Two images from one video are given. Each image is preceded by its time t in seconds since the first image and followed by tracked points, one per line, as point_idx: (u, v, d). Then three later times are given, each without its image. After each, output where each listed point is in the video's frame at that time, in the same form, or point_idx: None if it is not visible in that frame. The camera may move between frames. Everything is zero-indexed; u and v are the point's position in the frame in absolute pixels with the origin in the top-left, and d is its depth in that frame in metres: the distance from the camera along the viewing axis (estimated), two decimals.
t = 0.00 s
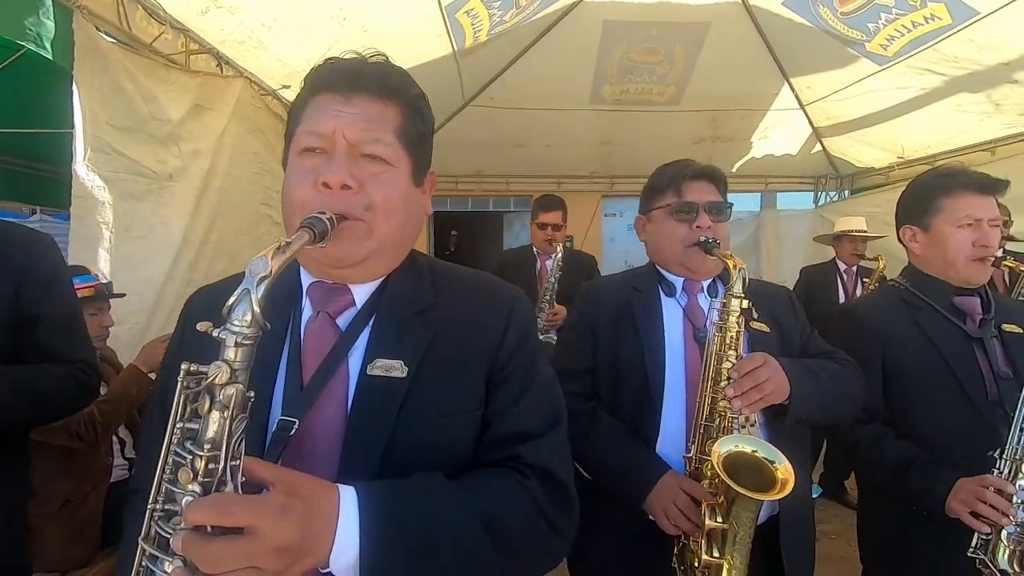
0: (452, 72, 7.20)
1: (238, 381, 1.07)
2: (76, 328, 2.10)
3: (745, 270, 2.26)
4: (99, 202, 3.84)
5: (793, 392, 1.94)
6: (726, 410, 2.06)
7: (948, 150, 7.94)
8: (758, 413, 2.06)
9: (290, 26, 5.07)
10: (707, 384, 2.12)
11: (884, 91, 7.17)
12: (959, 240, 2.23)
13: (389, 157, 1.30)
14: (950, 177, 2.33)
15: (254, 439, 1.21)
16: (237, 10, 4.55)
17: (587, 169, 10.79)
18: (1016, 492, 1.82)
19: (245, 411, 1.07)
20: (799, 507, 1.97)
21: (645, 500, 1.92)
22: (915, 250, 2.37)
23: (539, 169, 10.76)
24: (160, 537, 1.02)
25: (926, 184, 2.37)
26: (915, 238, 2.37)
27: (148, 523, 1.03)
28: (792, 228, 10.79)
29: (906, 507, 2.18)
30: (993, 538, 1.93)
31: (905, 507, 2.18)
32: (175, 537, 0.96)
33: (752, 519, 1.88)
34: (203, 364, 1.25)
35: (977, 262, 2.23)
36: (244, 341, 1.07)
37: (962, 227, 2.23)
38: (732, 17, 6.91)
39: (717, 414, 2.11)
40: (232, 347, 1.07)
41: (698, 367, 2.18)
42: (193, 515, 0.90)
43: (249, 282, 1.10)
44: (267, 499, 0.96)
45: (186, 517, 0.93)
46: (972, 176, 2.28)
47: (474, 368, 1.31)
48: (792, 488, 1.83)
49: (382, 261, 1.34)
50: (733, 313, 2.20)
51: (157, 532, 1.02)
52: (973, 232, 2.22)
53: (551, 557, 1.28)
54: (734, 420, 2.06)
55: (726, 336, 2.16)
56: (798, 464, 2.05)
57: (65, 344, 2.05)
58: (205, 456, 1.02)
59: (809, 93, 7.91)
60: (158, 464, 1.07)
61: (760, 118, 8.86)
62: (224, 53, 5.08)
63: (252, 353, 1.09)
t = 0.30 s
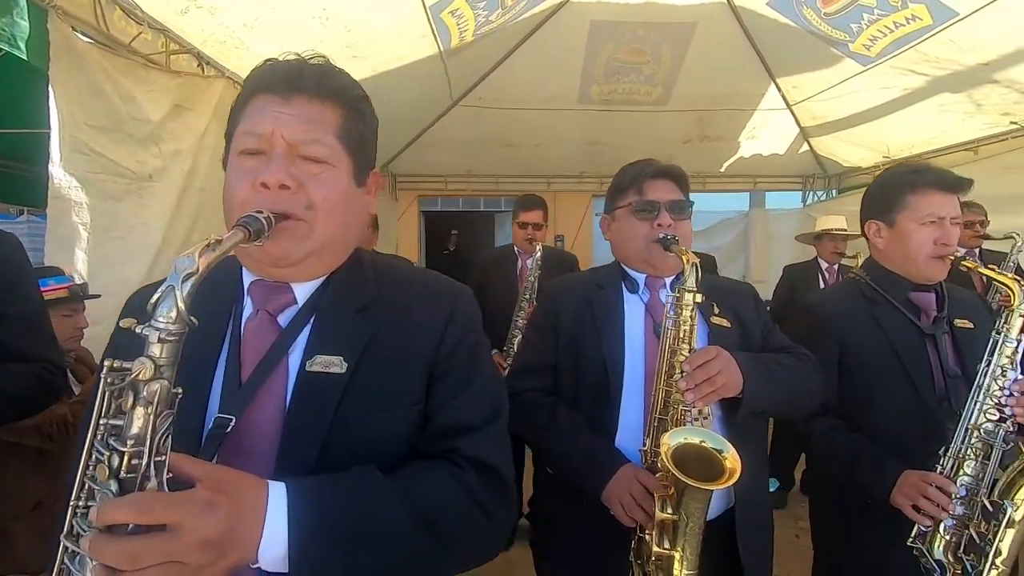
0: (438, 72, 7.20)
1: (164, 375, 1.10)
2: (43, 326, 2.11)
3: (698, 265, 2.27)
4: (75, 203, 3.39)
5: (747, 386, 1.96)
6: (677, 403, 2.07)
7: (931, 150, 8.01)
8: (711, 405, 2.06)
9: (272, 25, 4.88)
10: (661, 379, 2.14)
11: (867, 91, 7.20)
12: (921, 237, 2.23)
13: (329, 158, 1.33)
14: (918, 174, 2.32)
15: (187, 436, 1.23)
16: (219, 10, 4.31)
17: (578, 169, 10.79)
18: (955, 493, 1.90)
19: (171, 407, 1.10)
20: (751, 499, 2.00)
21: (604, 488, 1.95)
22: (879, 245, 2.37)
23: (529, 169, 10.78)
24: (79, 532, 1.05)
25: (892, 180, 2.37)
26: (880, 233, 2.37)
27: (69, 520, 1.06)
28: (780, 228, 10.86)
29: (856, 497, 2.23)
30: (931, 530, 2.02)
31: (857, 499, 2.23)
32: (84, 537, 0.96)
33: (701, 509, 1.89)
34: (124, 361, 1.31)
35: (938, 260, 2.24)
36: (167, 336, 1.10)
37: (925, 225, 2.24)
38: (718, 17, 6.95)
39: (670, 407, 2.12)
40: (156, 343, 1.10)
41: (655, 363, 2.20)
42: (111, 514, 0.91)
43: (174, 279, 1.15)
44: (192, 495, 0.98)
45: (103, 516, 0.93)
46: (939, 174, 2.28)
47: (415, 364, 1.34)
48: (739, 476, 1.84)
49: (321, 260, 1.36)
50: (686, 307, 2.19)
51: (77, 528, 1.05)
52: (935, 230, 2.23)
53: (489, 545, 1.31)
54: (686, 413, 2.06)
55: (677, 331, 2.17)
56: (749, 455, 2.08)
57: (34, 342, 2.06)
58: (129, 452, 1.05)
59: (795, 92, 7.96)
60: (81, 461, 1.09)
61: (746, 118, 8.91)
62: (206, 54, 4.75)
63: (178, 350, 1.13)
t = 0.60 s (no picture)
0: (430, 75, 7.21)
1: (103, 370, 1.11)
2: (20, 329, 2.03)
3: (661, 270, 2.24)
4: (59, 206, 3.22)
5: (711, 394, 1.97)
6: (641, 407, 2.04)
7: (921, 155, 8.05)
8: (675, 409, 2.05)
9: (259, 28, 4.87)
10: (626, 384, 2.14)
11: (859, 96, 7.18)
12: (888, 244, 2.25)
13: (283, 166, 1.34)
14: (888, 182, 2.33)
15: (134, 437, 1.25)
16: (205, 12, 4.29)
17: (571, 172, 10.79)
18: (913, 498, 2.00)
19: (110, 403, 1.11)
20: (714, 502, 2.03)
21: (570, 492, 1.96)
22: (848, 252, 2.39)
23: (522, 172, 10.80)
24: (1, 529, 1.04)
25: (861, 188, 2.38)
26: (850, 240, 2.38)
27: None
28: (772, 232, 10.90)
29: (822, 499, 2.26)
30: (891, 533, 2.13)
31: (824, 500, 2.26)
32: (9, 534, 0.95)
33: (663, 512, 1.90)
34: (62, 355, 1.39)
35: (904, 267, 2.25)
36: (109, 330, 1.11)
37: (892, 233, 2.25)
38: (710, 21, 6.98)
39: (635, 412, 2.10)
40: (97, 337, 1.10)
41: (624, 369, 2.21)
42: (40, 511, 0.90)
43: (118, 274, 1.15)
44: (125, 491, 0.98)
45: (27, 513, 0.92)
46: (907, 182, 2.29)
47: (366, 367, 1.34)
48: (698, 479, 1.85)
49: (274, 266, 1.35)
50: (649, 313, 2.19)
51: None
52: (902, 237, 2.25)
53: (439, 547, 1.31)
54: (651, 416, 2.03)
55: (642, 336, 2.17)
56: (716, 460, 2.09)
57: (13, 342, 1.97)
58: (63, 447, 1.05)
59: (786, 97, 7.98)
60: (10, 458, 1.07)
61: (739, 122, 8.93)
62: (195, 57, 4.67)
63: (120, 344, 1.13)
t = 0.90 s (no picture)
0: (420, 77, 7.18)
1: (19, 372, 1.06)
2: None
3: (630, 278, 2.24)
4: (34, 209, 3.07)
5: (677, 402, 1.93)
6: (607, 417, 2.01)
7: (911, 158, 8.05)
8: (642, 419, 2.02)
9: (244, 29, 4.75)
10: (594, 390, 2.12)
11: (849, 99, 7.15)
12: (861, 247, 2.23)
13: (230, 168, 1.29)
14: (859, 185, 2.32)
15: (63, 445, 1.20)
16: (188, 11, 4.18)
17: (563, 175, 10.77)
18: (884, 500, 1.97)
19: (29, 409, 1.06)
20: (681, 507, 1.99)
21: (536, 505, 1.92)
22: (822, 255, 2.36)
23: (514, 174, 10.77)
24: None
25: (833, 191, 2.36)
26: (823, 243, 2.36)
27: None
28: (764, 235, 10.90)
29: (795, 503, 2.23)
30: (864, 537, 2.12)
31: (794, 504, 2.24)
32: None
33: (627, 525, 1.87)
34: None
35: (877, 269, 2.23)
36: (29, 330, 1.06)
37: (864, 236, 2.23)
38: (701, 25, 6.98)
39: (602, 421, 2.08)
40: (13, 336, 1.06)
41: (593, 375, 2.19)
42: None
43: (39, 269, 1.11)
44: (40, 497, 0.93)
45: None
46: (879, 186, 2.28)
47: (310, 372, 1.30)
48: (661, 490, 1.83)
49: (218, 270, 1.31)
50: (616, 324, 2.16)
51: None
52: (874, 240, 2.22)
53: (381, 555, 1.29)
54: (616, 427, 2.01)
55: (609, 343, 2.14)
56: (686, 465, 2.05)
57: None
58: None
59: (777, 100, 7.97)
60: None
61: (730, 125, 8.93)
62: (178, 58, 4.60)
63: (42, 345, 1.09)
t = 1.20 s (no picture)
0: (405, 78, 7.09)
1: None
2: None
3: (600, 279, 2.14)
4: None
5: (648, 406, 1.85)
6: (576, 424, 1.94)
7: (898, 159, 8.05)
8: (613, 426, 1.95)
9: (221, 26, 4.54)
10: (563, 396, 2.03)
11: (837, 99, 7.11)
12: (841, 245, 2.16)
13: (160, 159, 1.20)
14: (839, 182, 2.25)
15: None
16: (161, 7, 4.01)
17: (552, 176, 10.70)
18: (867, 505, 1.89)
19: None
20: (658, 516, 1.92)
21: (502, 519, 1.85)
22: (802, 253, 2.30)
23: (503, 175, 10.69)
24: None
25: (814, 187, 2.30)
26: (804, 241, 2.29)
27: None
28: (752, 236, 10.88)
29: (776, 508, 2.16)
30: (846, 542, 2.06)
31: (773, 510, 2.18)
32: None
33: (594, 539, 1.81)
34: None
35: (859, 267, 2.17)
36: None
37: (845, 233, 2.16)
38: (687, 25, 6.94)
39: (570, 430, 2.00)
40: None
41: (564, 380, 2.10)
42: None
43: None
44: None
45: None
46: (860, 182, 2.22)
47: (249, 382, 1.22)
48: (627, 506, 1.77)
49: (148, 270, 1.21)
50: (587, 324, 2.09)
51: None
52: (855, 237, 2.16)
53: None
54: (587, 434, 1.94)
55: (579, 347, 2.06)
56: (662, 472, 1.98)
57: None
58: None
59: (765, 101, 7.94)
60: None
61: (719, 126, 8.90)
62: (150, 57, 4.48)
63: None
